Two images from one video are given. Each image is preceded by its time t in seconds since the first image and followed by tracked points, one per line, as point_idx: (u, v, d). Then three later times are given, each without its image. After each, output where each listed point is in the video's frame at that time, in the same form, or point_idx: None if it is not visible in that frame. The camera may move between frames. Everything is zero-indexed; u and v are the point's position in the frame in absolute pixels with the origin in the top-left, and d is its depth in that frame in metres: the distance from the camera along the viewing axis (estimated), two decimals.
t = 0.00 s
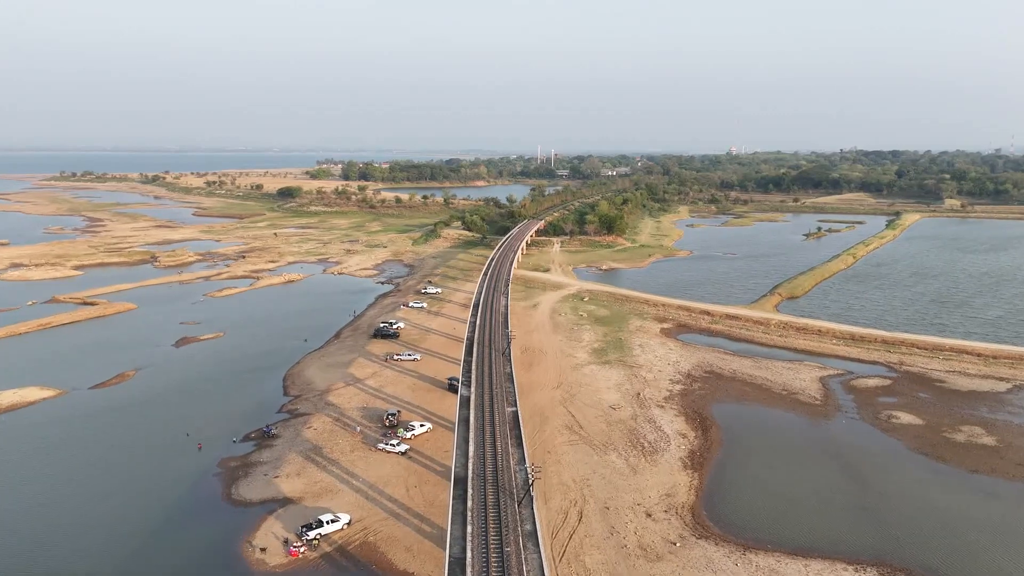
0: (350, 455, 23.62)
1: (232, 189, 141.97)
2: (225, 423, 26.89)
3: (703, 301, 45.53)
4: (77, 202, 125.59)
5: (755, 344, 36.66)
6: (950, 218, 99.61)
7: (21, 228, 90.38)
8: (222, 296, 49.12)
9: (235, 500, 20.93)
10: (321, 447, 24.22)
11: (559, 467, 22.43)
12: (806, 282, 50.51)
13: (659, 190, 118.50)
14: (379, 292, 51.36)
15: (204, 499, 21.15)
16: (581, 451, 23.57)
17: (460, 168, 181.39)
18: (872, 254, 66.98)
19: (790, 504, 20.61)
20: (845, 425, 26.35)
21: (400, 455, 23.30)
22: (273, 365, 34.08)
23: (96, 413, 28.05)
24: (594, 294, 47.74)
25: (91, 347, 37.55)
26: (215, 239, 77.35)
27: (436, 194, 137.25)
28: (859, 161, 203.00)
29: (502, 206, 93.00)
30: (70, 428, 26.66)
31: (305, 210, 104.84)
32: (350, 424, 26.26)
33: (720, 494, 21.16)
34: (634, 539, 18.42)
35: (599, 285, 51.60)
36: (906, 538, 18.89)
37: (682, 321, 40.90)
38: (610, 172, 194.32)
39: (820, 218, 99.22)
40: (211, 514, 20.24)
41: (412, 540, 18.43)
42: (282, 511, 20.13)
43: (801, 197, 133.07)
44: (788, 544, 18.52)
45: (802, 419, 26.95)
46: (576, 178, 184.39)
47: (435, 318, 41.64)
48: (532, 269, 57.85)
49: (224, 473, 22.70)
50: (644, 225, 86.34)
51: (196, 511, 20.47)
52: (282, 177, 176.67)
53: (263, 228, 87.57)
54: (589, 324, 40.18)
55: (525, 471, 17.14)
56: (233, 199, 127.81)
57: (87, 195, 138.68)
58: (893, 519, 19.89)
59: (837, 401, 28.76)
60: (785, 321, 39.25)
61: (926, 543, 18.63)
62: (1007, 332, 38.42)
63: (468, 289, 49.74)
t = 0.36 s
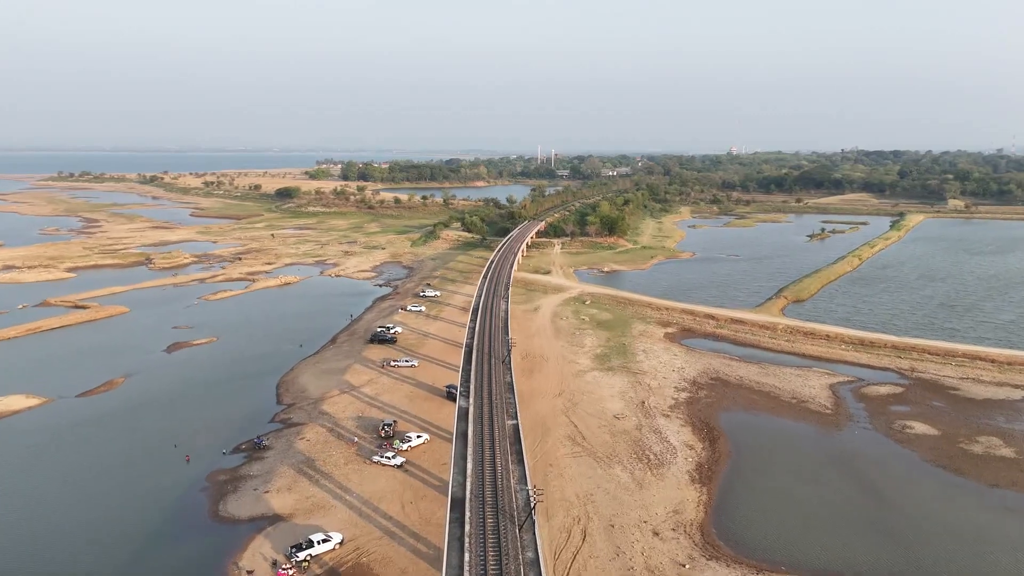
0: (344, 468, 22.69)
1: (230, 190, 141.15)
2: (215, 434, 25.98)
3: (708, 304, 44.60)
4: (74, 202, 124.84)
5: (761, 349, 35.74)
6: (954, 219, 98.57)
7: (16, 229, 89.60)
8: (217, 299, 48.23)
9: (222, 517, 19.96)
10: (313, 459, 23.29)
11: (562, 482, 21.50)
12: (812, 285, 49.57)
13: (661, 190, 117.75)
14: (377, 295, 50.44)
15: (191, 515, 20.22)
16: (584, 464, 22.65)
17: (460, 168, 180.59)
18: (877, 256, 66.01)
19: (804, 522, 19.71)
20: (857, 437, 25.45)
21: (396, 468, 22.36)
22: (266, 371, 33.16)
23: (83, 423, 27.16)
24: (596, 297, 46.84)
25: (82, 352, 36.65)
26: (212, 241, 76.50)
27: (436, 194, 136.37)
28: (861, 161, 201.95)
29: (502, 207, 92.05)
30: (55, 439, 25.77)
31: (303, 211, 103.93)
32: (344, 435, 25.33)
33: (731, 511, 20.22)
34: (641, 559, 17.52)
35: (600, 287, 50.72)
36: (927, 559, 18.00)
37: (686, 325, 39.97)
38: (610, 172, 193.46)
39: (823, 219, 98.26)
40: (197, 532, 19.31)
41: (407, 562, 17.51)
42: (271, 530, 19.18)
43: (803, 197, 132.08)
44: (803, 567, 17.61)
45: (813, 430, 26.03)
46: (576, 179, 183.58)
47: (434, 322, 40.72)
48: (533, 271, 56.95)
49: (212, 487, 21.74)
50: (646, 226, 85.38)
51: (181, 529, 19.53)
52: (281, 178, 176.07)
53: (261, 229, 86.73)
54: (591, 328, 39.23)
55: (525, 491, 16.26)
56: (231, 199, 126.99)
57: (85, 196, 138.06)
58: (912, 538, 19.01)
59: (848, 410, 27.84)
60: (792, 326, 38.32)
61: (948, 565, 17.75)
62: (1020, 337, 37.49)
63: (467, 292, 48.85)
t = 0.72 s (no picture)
0: (336, 482, 21.78)
1: (228, 190, 140.30)
2: (203, 447, 24.95)
3: (711, 308, 43.72)
4: (72, 203, 124.00)
5: (768, 355, 34.85)
6: (959, 220, 97.58)
7: (12, 230, 88.81)
8: (211, 302, 47.36)
9: (208, 536, 19.04)
10: (305, 473, 22.39)
11: (564, 497, 20.58)
12: (818, 288, 48.68)
13: (662, 191, 116.96)
14: (374, 298, 49.48)
15: (175, 533, 19.32)
16: (587, 478, 21.73)
17: (460, 168, 179.75)
18: (882, 258, 65.11)
19: (818, 541, 18.79)
20: (870, 448, 24.54)
21: (391, 482, 21.45)
22: (259, 377, 32.28)
23: (67, 434, 26.27)
24: (597, 300, 45.93)
25: (71, 358, 35.81)
26: (209, 242, 75.64)
27: (436, 195, 135.56)
28: (862, 161, 201.03)
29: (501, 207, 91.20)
30: (38, 450, 24.87)
31: (301, 211, 103.09)
32: (338, 446, 24.41)
33: (742, 530, 19.26)
34: None
35: (602, 290, 49.84)
36: None
37: (690, 329, 39.04)
38: (610, 172, 192.58)
39: (826, 220, 97.38)
40: (180, 552, 18.40)
41: None
42: (259, 550, 18.26)
43: (805, 197, 131.14)
44: None
45: (823, 441, 25.14)
46: (576, 179, 182.86)
47: (432, 326, 39.85)
48: (533, 273, 56.08)
49: (198, 503, 20.82)
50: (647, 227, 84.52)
51: (164, 548, 18.62)
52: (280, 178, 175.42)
53: (259, 230, 85.93)
54: (593, 333, 38.32)
55: (526, 514, 15.40)
56: (230, 200, 126.20)
57: (83, 196, 137.26)
58: (932, 558, 18.11)
59: (860, 419, 26.93)
60: (799, 331, 37.40)
61: None
62: None
63: (466, 295, 47.95)
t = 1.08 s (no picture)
0: (328, 498, 20.86)
1: (227, 190, 139.39)
2: (190, 458, 23.95)
3: (715, 312, 42.80)
4: (69, 203, 123.11)
5: (774, 361, 33.91)
6: (963, 221, 96.60)
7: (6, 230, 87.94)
8: (204, 304, 46.43)
9: (191, 556, 18.09)
10: (296, 487, 21.48)
11: (566, 514, 19.67)
12: (823, 291, 47.74)
13: (663, 191, 116.16)
14: (371, 301, 48.55)
15: (157, 551, 18.39)
16: (590, 493, 20.81)
17: (459, 168, 178.85)
18: (887, 260, 64.15)
19: (832, 562, 17.89)
20: (883, 461, 23.63)
21: (384, 498, 20.52)
22: (252, 384, 31.36)
23: (50, 443, 25.33)
24: (599, 303, 45.01)
25: (58, 362, 34.90)
26: (204, 243, 74.75)
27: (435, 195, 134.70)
28: (864, 162, 200.42)
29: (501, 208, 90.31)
30: (20, 460, 23.94)
31: (299, 212, 102.21)
32: (330, 458, 23.49)
33: (753, 550, 18.31)
34: None
35: (603, 293, 48.91)
36: None
37: (694, 334, 38.12)
38: (610, 172, 191.69)
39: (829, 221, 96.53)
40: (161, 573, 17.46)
41: None
42: (245, 571, 17.33)
43: (807, 198, 130.26)
44: None
45: (834, 453, 24.23)
46: (576, 179, 182.06)
47: (429, 330, 38.93)
48: (533, 275, 55.13)
49: (183, 520, 19.86)
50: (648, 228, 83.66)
51: (145, 568, 17.68)
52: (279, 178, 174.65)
53: (256, 230, 85.08)
54: (595, 337, 37.41)
55: (527, 539, 14.54)
56: (227, 200, 125.39)
57: (80, 196, 136.44)
58: None
59: (872, 430, 26.02)
60: (806, 336, 36.47)
61: None
62: None
63: (465, 298, 47.03)
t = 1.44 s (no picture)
0: (318, 513, 19.95)
1: (225, 191, 138.44)
2: (176, 471, 22.98)
3: (719, 316, 41.90)
4: (66, 203, 122.21)
5: (781, 367, 33.00)
6: (968, 221, 95.64)
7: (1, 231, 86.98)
8: (198, 308, 45.52)
9: None
10: (285, 503, 20.57)
11: (568, 532, 18.73)
12: (829, 294, 46.81)
13: (664, 191, 115.29)
14: (368, 304, 47.63)
15: (137, 572, 17.46)
16: (593, 510, 19.88)
17: (459, 168, 177.90)
18: (893, 262, 63.29)
19: None
20: (898, 475, 22.70)
21: (378, 514, 19.63)
22: (243, 392, 30.44)
23: (33, 453, 24.41)
24: (600, 307, 44.10)
25: (45, 368, 33.95)
26: (200, 244, 73.81)
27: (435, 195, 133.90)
28: (866, 162, 199.58)
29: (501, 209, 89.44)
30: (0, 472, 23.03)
31: (297, 212, 101.32)
32: (322, 471, 22.59)
33: (765, 572, 17.36)
34: None
35: (605, 296, 47.99)
36: None
37: (698, 339, 37.19)
38: (610, 172, 190.74)
39: (832, 222, 95.69)
40: None
41: None
42: None
43: (810, 198, 129.45)
44: None
45: (847, 465, 23.32)
46: (576, 180, 181.17)
47: (427, 335, 38.01)
48: (533, 278, 54.21)
49: (166, 538, 18.95)
50: (650, 229, 82.78)
51: None
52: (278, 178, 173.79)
53: (253, 231, 84.15)
54: (597, 343, 36.47)
55: (526, 566, 13.65)
56: (225, 200, 124.41)
57: (78, 197, 135.55)
58: None
59: (884, 440, 25.12)
60: (813, 341, 35.55)
61: None
62: None
63: (464, 301, 46.11)
